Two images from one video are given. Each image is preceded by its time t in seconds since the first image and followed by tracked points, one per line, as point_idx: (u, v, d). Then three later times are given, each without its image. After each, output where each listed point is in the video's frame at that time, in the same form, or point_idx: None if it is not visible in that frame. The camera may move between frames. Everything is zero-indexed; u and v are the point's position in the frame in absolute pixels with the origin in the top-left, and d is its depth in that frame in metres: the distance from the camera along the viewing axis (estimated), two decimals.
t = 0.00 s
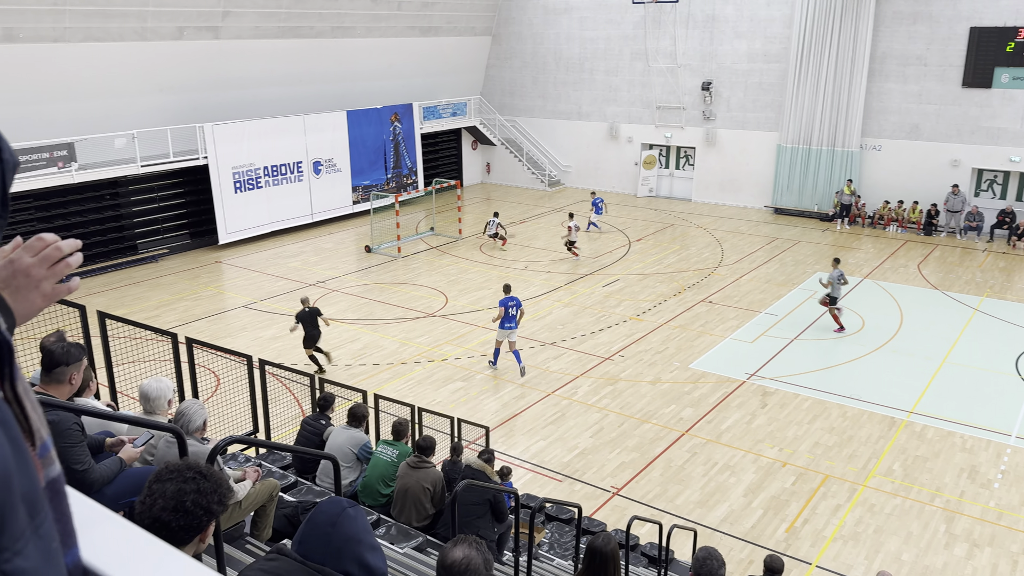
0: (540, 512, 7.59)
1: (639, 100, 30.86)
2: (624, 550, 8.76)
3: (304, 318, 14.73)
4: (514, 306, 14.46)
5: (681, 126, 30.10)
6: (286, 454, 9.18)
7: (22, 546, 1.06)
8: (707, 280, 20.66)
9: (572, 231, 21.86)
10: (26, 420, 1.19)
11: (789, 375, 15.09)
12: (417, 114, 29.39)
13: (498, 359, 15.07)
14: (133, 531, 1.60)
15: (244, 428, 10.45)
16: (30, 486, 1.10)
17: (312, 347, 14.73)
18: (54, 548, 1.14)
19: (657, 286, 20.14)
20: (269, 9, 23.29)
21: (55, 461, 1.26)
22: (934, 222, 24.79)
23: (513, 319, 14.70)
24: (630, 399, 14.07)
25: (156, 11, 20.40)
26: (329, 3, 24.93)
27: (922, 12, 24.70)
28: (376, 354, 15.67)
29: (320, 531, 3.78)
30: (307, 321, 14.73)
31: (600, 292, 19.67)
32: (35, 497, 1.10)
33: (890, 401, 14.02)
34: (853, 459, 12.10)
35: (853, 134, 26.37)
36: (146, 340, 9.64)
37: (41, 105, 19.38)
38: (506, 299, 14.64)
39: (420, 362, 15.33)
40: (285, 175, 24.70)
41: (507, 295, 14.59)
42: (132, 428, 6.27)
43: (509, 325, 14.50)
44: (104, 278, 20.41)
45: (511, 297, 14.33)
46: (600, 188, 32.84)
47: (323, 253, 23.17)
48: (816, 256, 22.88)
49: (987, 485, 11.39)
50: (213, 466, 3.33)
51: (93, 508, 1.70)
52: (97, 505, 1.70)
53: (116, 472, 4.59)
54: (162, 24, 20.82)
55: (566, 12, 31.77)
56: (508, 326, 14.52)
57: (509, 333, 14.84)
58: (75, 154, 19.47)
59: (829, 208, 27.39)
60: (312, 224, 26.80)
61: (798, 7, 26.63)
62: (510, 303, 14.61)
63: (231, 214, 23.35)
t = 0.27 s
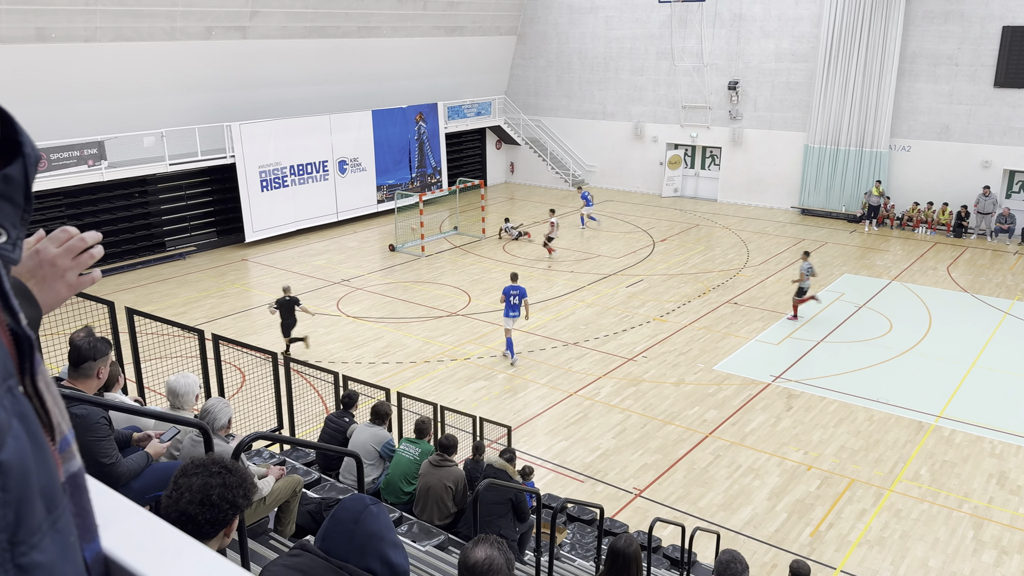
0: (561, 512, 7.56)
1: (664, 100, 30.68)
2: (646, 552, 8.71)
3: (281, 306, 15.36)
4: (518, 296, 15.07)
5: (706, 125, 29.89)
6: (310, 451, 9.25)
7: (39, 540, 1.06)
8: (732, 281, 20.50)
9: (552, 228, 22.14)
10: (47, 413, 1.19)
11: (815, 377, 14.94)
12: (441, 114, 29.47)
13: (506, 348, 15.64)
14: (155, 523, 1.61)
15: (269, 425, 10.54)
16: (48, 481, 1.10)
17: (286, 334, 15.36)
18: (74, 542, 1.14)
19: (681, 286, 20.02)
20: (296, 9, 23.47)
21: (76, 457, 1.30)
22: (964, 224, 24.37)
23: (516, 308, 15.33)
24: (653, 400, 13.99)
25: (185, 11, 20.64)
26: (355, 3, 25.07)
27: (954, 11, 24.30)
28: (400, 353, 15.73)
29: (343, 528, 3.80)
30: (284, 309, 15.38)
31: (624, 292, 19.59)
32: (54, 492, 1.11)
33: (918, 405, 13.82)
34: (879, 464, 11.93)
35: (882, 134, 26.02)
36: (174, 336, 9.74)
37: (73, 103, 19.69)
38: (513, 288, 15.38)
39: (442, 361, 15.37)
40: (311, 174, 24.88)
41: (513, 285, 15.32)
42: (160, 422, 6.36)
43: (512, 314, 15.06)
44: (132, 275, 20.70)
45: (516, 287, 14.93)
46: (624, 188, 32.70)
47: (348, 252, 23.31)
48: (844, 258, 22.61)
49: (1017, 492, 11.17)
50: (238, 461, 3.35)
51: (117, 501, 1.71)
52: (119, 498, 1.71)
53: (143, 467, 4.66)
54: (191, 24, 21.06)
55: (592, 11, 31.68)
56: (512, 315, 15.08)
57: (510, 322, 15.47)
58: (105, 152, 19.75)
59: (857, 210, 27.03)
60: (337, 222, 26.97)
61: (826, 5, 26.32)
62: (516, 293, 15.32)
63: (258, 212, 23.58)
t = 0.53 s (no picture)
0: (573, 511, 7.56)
1: (678, 99, 30.59)
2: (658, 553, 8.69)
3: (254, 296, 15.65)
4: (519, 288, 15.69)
5: (720, 125, 29.78)
6: (323, 449, 9.29)
7: (52, 533, 1.06)
8: (746, 281, 20.41)
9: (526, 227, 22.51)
10: (61, 410, 1.19)
11: (829, 379, 14.84)
12: (455, 113, 29.51)
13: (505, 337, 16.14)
14: (168, 519, 1.62)
15: (282, 423, 10.58)
16: (62, 475, 1.11)
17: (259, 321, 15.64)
18: (87, 536, 1.14)
19: (694, 286, 19.94)
20: (311, 9, 23.56)
21: (89, 452, 1.31)
22: (980, 224, 24.16)
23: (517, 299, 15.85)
24: (665, 401, 13.96)
25: (200, 11, 20.75)
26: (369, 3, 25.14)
27: (971, 10, 24.10)
28: (412, 352, 15.76)
29: (356, 526, 3.81)
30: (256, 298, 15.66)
31: (637, 292, 19.55)
32: (66, 486, 1.11)
33: (933, 407, 13.71)
34: (894, 466, 11.84)
35: (898, 134, 25.83)
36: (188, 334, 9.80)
37: (89, 103, 19.85)
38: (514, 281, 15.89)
39: (454, 360, 15.39)
40: (324, 174, 24.97)
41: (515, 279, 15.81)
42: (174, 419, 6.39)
43: (513, 305, 15.63)
44: (147, 273, 20.85)
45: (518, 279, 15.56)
46: (636, 188, 32.61)
47: (361, 251, 23.38)
48: (858, 258, 22.46)
49: None
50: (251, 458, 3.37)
51: (130, 498, 1.72)
52: (131, 494, 1.72)
53: (157, 464, 4.70)
54: (206, 24, 21.17)
55: (606, 11, 31.62)
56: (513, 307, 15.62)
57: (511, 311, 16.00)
58: (121, 151, 19.90)
59: (872, 210, 26.83)
60: (350, 221, 27.05)
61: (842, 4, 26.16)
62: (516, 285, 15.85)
63: (272, 211, 23.69)
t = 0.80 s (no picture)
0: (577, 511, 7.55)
1: (682, 99, 30.56)
2: (663, 553, 8.68)
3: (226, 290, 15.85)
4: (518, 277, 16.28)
5: (725, 124, 29.74)
6: (327, 449, 9.30)
7: (51, 534, 1.07)
8: (750, 281, 20.38)
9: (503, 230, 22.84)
10: (61, 410, 1.20)
11: (833, 378, 14.82)
12: (458, 113, 29.52)
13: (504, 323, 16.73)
14: (169, 518, 1.62)
15: (286, 423, 10.58)
16: (62, 476, 1.11)
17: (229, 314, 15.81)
18: (86, 537, 1.15)
19: (699, 286, 19.91)
20: (315, 9, 23.58)
21: (89, 452, 1.31)
22: (985, 223, 24.09)
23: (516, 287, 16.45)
24: (670, 400, 13.95)
25: (204, 11, 20.79)
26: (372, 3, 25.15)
27: (976, 9, 24.03)
28: (416, 352, 15.78)
29: (360, 526, 3.81)
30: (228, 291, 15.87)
31: (641, 291, 19.53)
32: (66, 487, 1.11)
33: (938, 407, 13.68)
34: (899, 465, 11.82)
35: (902, 134, 25.77)
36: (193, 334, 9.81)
37: (94, 104, 19.90)
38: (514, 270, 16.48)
39: (459, 360, 15.39)
40: (328, 174, 24.99)
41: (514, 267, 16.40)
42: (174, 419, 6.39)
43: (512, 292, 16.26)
44: (152, 273, 20.89)
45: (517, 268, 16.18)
46: (641, 188, 32.58)
47: (365, 251, 23.40)
48: (864, 258, 22.41)
49: None
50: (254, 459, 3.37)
51: (135, 497, 1.72)
52: (135, 493, 1.72)
53: (162, 463, 4.71)
54: (210, 24, 21.21)
55: (610, 10, 31.59)
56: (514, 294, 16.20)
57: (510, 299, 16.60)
58: (125, 151, 19.94)
59: (877, 209, 26.77)
60: (355, 221, 27.08)
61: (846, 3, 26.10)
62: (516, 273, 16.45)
63: (276, 211, 23.72)
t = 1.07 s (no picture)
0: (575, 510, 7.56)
1: (678, 98, 30.59)
2: (660, 552, 8.69)
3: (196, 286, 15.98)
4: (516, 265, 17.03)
5: (720, 123, 29.78)
6: (325, 449, 9.30)
7: (39, 537, 1.07)
8: (746, 280, 20.41)
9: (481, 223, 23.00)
10: (50, 413, 1.20)
11: (830, 377, 14.85)
12: (454, 113, 29.51)
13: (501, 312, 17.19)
14: (165, 519, 1.62)
15: (283, 424, 10.57)
16: (49, 478, 1.11)
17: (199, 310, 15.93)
18: (74, 540, 1.15)
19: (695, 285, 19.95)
20: (310, 9, 23.54)
21: (81, 453, 1.32)
22: (981, 222, 24.17)
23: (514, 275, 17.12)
24: (666, 399, 13.97)
25: (200, 11, 20.75)
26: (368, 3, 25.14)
27: (970, 8, 24.08)
28: (413, 352, 15.77)
29: (356, 527, 3.81)
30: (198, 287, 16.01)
31: (637, 291, 19.56)
32: (53, 489, 1.12)
33: (934, 405, 13.72)
34: (895, 464, 11.85)
35: (898, 133, 25.83)
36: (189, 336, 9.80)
37: (90, 105, 19.87)
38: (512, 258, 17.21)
39: (455, 360, 15.40)
40: (324, 174, 24.97)
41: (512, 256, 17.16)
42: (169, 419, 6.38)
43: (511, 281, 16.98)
44: (148, 274, 20.85)
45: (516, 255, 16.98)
46: (637, 187, 32.62)
47: (362, 251, 23.39)
48: (859, 256, 22.47)
49: None
50: (249, 461, 3.37)
51: (129, 499, 1.72)
52: (130, 495, 1.72)
53: (159, 464, 4.72)
54: (205, 24, 21.18)
55: (605, 10, 31.60)
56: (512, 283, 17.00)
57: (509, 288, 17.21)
58: (121, 152, 19.91)
59: (873, 208, 26.85)
60: (351, 221, 27.07)
61: (841, 2, 26.15)
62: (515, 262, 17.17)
63: (272, 211, 23.69)
